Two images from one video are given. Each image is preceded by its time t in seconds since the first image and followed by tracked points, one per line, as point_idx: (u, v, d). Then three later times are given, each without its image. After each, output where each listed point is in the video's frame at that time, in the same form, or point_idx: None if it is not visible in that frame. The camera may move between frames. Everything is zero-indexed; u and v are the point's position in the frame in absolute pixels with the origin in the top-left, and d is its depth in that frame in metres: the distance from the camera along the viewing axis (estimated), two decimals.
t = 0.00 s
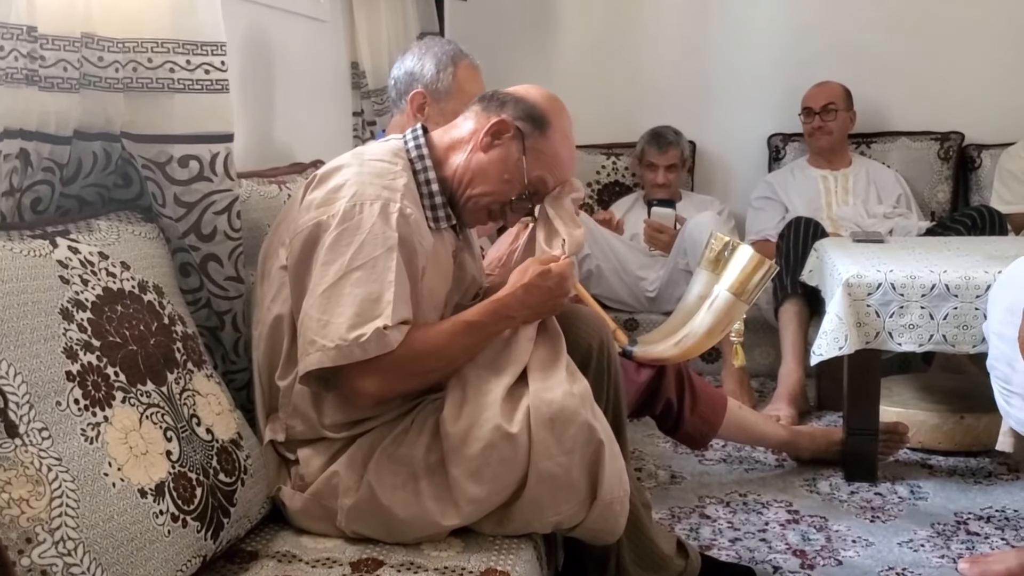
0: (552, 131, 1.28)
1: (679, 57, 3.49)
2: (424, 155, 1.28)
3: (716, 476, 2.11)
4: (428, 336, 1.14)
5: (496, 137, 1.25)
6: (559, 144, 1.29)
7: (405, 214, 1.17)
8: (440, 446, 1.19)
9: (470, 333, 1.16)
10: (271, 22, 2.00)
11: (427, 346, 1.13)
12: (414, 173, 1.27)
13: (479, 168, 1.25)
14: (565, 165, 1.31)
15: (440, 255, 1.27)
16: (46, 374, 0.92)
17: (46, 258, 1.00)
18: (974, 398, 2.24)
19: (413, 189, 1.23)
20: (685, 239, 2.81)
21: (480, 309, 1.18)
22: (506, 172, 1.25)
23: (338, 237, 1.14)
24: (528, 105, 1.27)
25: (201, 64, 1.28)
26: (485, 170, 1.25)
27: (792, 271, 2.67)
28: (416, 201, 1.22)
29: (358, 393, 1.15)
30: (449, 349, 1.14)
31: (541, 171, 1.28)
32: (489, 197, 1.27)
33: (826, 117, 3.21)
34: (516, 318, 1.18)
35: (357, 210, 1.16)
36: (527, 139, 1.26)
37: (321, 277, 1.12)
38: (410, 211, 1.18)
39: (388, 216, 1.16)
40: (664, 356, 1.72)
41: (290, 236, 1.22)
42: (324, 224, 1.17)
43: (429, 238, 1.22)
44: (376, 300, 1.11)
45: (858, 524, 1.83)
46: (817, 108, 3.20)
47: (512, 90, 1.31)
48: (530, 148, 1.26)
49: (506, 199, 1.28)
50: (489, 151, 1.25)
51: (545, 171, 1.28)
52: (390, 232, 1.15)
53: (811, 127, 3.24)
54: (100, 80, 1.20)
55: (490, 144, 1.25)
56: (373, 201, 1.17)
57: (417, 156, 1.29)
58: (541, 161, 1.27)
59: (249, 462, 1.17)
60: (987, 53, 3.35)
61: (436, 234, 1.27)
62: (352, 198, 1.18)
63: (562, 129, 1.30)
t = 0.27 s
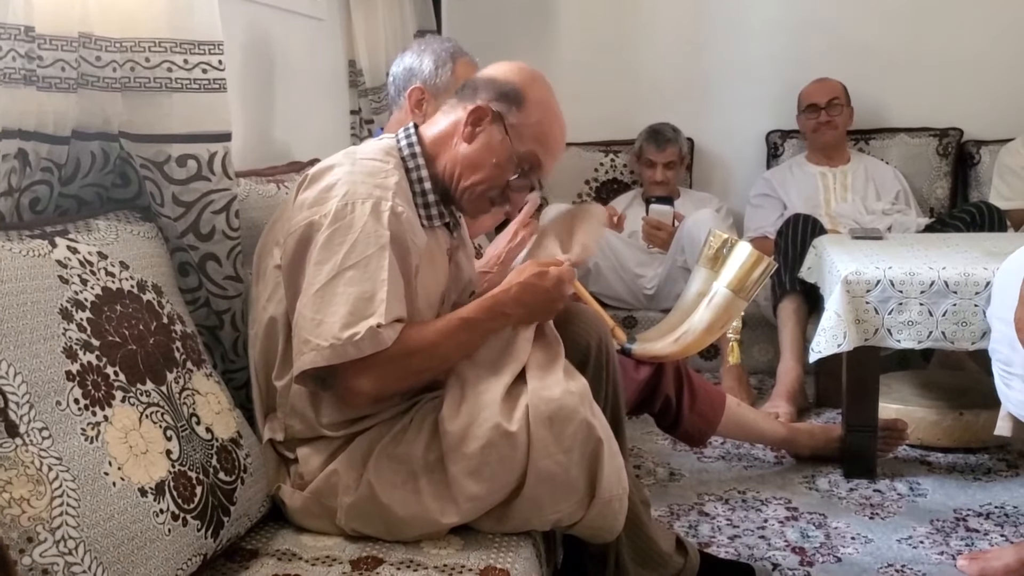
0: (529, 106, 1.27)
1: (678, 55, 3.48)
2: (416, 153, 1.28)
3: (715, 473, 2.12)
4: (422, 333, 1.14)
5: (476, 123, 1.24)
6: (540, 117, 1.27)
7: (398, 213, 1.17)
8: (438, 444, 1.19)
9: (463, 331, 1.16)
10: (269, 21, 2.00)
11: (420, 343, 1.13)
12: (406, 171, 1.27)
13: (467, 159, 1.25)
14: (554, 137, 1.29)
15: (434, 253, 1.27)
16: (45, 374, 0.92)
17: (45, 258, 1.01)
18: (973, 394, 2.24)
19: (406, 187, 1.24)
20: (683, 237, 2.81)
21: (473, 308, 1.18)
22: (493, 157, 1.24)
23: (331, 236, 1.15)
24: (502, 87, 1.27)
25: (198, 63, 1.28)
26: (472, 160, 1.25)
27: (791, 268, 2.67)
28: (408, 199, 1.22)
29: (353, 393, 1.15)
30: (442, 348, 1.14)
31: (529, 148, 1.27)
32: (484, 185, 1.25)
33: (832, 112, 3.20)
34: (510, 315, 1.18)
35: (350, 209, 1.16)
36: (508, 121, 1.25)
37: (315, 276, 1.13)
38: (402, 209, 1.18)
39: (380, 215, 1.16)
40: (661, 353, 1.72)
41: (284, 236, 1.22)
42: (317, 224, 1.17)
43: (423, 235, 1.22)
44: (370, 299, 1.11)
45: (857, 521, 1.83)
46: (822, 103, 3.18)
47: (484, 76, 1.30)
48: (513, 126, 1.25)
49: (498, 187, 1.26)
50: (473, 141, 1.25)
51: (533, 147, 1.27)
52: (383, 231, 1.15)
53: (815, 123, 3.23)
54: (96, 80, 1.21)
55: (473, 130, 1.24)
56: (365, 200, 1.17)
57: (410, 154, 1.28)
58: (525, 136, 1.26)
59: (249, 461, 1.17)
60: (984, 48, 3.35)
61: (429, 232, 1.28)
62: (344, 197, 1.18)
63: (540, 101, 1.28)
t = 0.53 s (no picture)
0: (499, 80, 1.24)
1: (676, 54, 3.48)
2: (415, 152, 1.28)
3: (716, 473, 2.11)
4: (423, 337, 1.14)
5: (461, 115, 1.24)
6: (514, 86, 1.24)
7: (397, 213, 1.17)
8: (439, 446, 1.18)
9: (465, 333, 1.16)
10: (266, 21, 1.99)
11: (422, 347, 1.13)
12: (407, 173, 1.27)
13: (464, 154, 1.26)
14: (538, 104, 1.25)
15: (434, 252, 1.27)
16: (43, 378, 0.92)
17: (43, 261, 1.00)
18: (973, 393, 2.24)
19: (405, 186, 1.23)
20: (684, 236, 2.82)
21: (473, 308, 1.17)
22: (490, 144, 1.24)
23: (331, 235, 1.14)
24: (468, 72, 1.25)
25: (197, 64, 1.27)
26: (469, 153, 1.25)
27: (790, 267, 2.67)
28: (408, 198, 1.22)
29: (352, 396, 1.15)
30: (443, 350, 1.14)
31: (515, 120, 1.24)
32: (492, 171, 1.26)
33: (834, 110, 3.20)
34: (508, 319, 1.19)
35: (349, 209, 1.16)
36: (488, 105, 1.23)
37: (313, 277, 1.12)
38: (402, 209, 1.18)
39: (379, 215, 1.15)
40: (661, 353, 1.71)
41: (282, 237, 1.21)
42: (316, 225, 1.17)
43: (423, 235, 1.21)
44: (369, 300, 1.10)
45: (858, 521, 1.83)
46: (822, 103, 3.18)
47: (449, 65, 1.28)
48: (494, 104, 1.23)
49: (501, 175, 1.27)
50: (464, 135, 1.25)
51: (520, 118, 1.24)
52: (382, 230, 1.14)
53: (816, 122, 3.22)
54: (93, 81, 1.20)
55: (461, 121, 1.25)
56: (365, 200, 1.16)
57: (409, 154, 1.28)
58: (507, 111, 1.23)
59: (248, 464, 1.16)
60: (981, 48, 3.35)
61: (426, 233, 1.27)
62: (344, 197, 1.17)
63: (509, 69, 1.24)
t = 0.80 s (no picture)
0: (484, 81, 1.24)
1: (673, 55, 3.48)
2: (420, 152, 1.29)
3: (713, 474, 2.11)
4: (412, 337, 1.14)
5: (450, 116, 1.25)
6: (501, 86, 1.23)
7: (402, 213, 1.17)
8: (437, 448, 1.18)
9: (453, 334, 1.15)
10: (262, 23, 1.99)
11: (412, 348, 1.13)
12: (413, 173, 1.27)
13: (455, 154, 1.26)
14: (531, 101, 1.24)
15: (438, 250, 1.26)
16: (39, 382, 0.91)
17: (39, 264, 1.00)
18: (970, 394, 2.24)
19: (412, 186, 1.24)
20: (679, 237, 2.81)
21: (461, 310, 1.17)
22: (475, 144, 1.24)
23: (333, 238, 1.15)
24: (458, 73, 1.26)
25: (193, 66, 1.27)
26: (458, 153, 1.26)
27: (787, 268, 2.67)
28: (415, 199, 1.22)
29: (343, 395, 1.16)
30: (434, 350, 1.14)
31: (501, 120, 1.23)
32: (483, 172, 1.26)
33: (830, 112, 3.19)
34: (499, 320, 1.18)
35: (357, 209, 1.16)
36: (474, 105, 1.24)
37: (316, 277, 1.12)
38: (408, 208, 1.18)
39: (376, 218, 1.15)
40: (659, 354, 1.71)
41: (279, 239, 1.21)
42: (324, 221, 1.18)
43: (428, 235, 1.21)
44: (366, 302, 1.10)
45: (856, 523, 1.83)
46: (819, 104, 3.18)
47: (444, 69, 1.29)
48: (479, 104, 1.24)
49: (490, 175, 1.27)
50: (452, 135, 1.26)
51: (507, 117, 1.23)
52: (383, 231, 1.14)
53: (813, 123, 3.22)
54: (88, 83, 1.19)
55: (451, 122, 1.25)
56: (371, 201, 1.17)
57: (412, 155, 1.29)
58: (496, 109, 1.23)
59: (245, 467, 1.16)
60: (977, 48, 3.36)
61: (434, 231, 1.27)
62: (341, 199, 1.17)
63: (497, 70, 1.24)
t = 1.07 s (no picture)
0: (441, 54, 1.28)
1: (666, 52, 3.48)
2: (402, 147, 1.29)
3: (708, 471, 2.11)
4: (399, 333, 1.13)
5: (421, 96, 1.29)
6: (458, 53, 1.28)
7: (387, 211, 1.16)
8: (430, 446, 1.18)
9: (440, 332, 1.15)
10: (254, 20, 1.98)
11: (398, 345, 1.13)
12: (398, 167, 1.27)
13: (439, 131, 1.29)
14: (492, 59, 1.29)
15: (430, 248, 1.26)
16: (29, 381, 0.91)
17: (29, 262, 0.99)
18: (964, 389, 2.24)
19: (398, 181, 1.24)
20: (673, 234, 2.81)
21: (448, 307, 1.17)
22: (457, 112, 1.28)
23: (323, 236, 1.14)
24: (412, 58, 1.30)
25: (185, 63, 1.26)
26: (443, 129, 1.29)
27: (781, 265, 2.67)
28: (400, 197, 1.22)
29: (326, 394, 1.15)
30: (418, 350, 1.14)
31: (472, 80, 1.28)
32: (470, 140, 1.31)
33: (824, 108, 3.20)
34: (486, 319, 1.18)
35: (340, 208, 1.16)
36: (441, 79, 1.28)
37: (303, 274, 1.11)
38: (393, 207, 1.17)
39: (369, 215, 1.15)
40: (653, 351, 1.70)
41: (272, 236, 1.21)
42: (315, 218, 1.17)
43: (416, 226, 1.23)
44: (359, 300, 1.10)
45: (850, 519, 1.83)
46: (813, 100, 3.18)
47: (395, 58, 1.33)
48: (446, 74, 1.28)
49: (480, 137, 1.31)
50: (430, 116, 1.29)
51: (474, 78, 1.28)
52: (375, 228, 1.14)
53: (808, 120, 3.22)
54: (77, 81, 1.19)
55: (423, 102, 1.29)
56: (356, 200, 1.16)
57: (395, 149, 1.29)
58: (463, 74, 1.28)
59: (238, 465, 1.16)
60: (971, 45, 3.37)
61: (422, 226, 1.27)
62: (333, 197, 1.17)
63: (447, 39, 1.28)
